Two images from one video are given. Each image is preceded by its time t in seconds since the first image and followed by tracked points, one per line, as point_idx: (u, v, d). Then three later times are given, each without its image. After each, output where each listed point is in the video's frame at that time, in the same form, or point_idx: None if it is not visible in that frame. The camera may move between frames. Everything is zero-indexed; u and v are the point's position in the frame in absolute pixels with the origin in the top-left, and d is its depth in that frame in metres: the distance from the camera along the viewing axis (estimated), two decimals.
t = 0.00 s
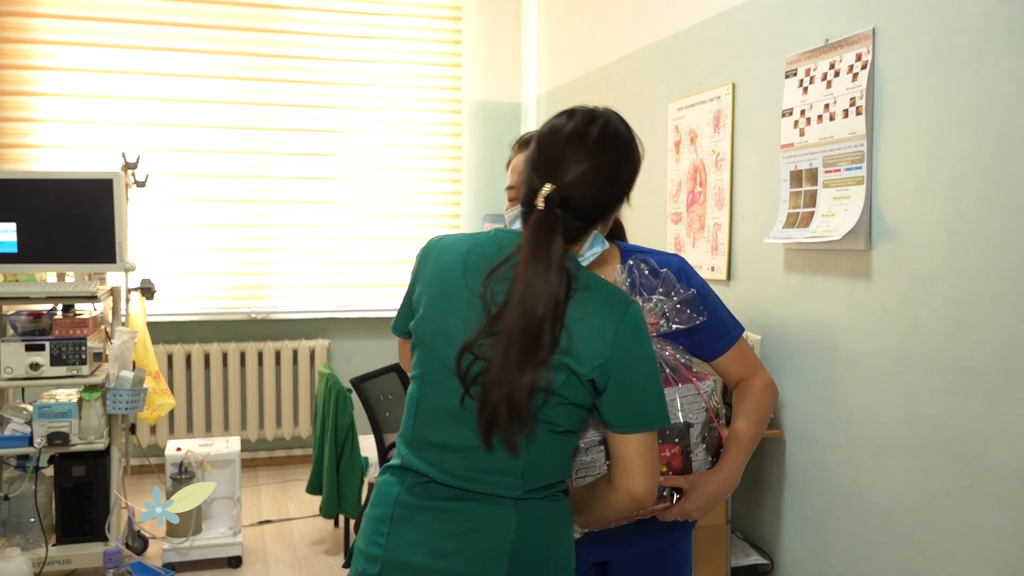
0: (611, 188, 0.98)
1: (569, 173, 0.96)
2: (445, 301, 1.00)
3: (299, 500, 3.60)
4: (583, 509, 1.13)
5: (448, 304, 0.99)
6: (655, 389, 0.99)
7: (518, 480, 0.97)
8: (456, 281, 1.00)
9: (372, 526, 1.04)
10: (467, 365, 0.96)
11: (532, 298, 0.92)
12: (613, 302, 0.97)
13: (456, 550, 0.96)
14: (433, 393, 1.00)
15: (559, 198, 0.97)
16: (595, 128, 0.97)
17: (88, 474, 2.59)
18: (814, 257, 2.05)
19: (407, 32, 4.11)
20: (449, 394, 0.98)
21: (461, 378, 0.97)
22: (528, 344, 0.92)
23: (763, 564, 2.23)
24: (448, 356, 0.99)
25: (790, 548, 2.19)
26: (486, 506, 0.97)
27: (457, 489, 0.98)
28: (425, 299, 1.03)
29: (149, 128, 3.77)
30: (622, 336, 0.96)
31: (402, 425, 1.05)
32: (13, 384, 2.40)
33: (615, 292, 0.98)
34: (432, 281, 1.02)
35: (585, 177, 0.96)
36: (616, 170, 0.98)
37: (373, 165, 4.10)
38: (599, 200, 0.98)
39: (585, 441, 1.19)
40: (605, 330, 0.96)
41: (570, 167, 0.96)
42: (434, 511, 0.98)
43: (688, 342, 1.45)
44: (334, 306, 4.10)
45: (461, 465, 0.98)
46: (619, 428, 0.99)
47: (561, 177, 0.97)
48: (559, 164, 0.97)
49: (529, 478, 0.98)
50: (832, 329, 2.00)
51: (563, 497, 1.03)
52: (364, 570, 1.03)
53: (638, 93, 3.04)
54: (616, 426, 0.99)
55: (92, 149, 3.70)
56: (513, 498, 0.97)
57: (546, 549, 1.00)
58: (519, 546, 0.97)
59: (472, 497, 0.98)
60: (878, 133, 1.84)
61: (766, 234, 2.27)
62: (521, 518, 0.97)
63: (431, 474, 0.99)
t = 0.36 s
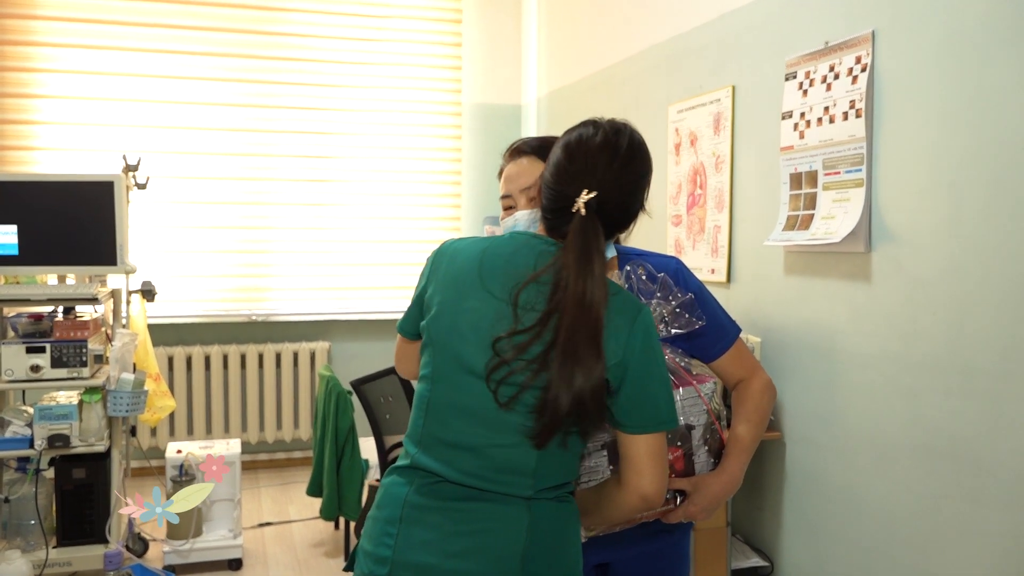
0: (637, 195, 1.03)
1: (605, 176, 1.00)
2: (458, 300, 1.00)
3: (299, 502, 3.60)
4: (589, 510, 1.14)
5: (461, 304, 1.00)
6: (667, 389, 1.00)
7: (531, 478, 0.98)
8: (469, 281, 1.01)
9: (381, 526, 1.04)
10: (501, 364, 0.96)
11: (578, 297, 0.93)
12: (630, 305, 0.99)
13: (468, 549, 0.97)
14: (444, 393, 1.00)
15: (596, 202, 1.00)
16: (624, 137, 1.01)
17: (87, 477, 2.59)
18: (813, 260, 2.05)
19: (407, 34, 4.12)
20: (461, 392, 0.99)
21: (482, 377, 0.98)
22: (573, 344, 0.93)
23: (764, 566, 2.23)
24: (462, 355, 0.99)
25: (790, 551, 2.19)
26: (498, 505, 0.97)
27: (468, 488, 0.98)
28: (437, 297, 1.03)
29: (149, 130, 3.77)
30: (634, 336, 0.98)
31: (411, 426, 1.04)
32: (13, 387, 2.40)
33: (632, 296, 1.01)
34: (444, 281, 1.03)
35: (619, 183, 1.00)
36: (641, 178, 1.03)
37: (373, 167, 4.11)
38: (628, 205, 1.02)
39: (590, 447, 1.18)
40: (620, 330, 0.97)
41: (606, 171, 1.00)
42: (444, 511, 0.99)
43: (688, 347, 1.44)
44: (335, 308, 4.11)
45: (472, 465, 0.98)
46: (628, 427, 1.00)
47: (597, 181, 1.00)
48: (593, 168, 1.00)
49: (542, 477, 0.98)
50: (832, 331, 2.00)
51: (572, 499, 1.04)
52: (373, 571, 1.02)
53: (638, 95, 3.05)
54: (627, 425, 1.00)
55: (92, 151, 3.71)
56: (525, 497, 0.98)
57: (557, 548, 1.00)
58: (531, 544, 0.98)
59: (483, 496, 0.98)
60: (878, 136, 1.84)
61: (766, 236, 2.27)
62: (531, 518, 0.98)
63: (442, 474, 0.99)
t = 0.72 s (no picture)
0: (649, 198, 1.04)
1: (622, 179, 1.00)
2: (469, 299, 1.00)
3: (299, 503, 3.60)
4: (595, 510, 1.14)
5: (472, 303, 1.00)
6: (673, 393, 1.02)
7: (537, 479, 0.97)
8: (480, 280, 1.00)
9: (384, 524, 1.02)
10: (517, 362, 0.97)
11: (609, 299, 0.95)
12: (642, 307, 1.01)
13: (472, 548, 0.96)
14: (453, 392, 1.00)
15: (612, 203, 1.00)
16: (635, 139, 1.03)
17: (88, 477, 2.59)
18: (813, 261, 2.06)
19: (408, 36, 4.12)
20: (470, 391, 0.99)
21: (495, 377, 0.98)
22: (602, 344, 0.95)
23: (763, 567, 2.23)
24: (472, 354, 0.99)
25: (790, 552, 2.19)
26: (504, 504, 0.97)
27: (475, 487, 0.98)
28: (446, 295, 1.03)
29: (149, 132, 3.77)
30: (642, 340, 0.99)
31: (417, 426, 1.04)
32: (14, 388, 2.40)
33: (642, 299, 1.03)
34: (454, 280, 1.03)
35: (634, 186, 1.01)
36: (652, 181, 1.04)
37: (373, 169, 4.11)
38: (642, 208, 1.03)
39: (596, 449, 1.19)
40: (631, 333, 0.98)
41: (622, 175, 1.00)
42: (450, 509, 0.98)
43: (688, 346, 1.45)
44: (335, 310, 4.11)
45: (479, 464, 0.97)
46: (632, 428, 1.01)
47: (613, 183, 1.00)
48: (608, 171, 1.00)
49: (549, 478, 0.98)
50: (831, 333, 2.00)
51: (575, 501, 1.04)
52: (376, 570, 1.01)
53: (638, 97, 3.05)
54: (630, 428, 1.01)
55: (92, 152, 3.71)
56: (531, 497, 0.98)
57: (561, 548, 1.00)
58: (536, 544, 0.97)
59: (489, 495, 0.97)
60: (878, 137, 1.84)
61: (766, 238, 2.27)
62: (536, 518, 0.98)
63: (448, 474, 0.99)
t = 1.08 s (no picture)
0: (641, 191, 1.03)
1: (611, 166, 1.00)
2: (466, 298, 1.00)
3: (298, 502, 3.60)
4: (597, 505, 1.14)
5: (470, 303, 0.99)
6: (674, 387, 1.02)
7: (541, 477, 0.98)
8: (478, 280, 1.00)
9: (387, 524, 1.02)
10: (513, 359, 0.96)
11: (605, 294, 0.95)
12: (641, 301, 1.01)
13: (477, 548, 0.96)
14: (453, 393, 1.00)
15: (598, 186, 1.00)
16: (625, 129, 1.02)
17: (86, 477, 2.59)
18: (811, 259, 2.06)
19: (406, 34, 4.12)
20: (470, 392, 0.98)
21: (493, 376, 0.97)
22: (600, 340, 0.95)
23: (761, 565, 2.23)
24: (471, 355, 0.99)
25: (789, 550, 2.19)
26: (508, 504, 0.97)
27: (478, 487, 0.98)
28: (443, 295, 1.02)
29: (147, 130, 3.77)
30: (642, 336, 0.99)
31: (418, 425, 1.03)
32: (12, 387, 2.40)
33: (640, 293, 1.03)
34: (451, 279, 1.02)
35: (625, 176, 1.01)
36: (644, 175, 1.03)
37: (372, 168, 4.11)
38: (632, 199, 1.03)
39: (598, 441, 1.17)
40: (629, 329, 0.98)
41: (612, 164, 1.00)
42: (453, 509, 0.98)
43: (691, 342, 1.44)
44: (333, 308, 4.11)
45: (481, 464, 0.97)
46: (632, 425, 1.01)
47: (603, 174, 1.00)
48: (599, 156, 1.00)
49: (552, 476, 0.99)
50: (828, 331, 2.00)
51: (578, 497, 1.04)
52: (380, 569, 1.01)
53: (636, 95, 3.05)
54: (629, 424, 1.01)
55: (91, 151, 3.71)
56: (535, 496, 0.98)
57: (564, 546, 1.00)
58: (540, 542, 0.98)
59: (492, 495, 0.97)
60: (876, 135, 1.84)
61: (764, 236, 2.27)
62: (540, 516, 0.98)
63: (450, 474, 0.99)
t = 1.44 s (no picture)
0: (612, 175, 1.02)
1: (577, 140, 0.99)
2: (446, 299, 1.00)
3: (296, 498, 3.60)
4: (599, 493, 1.15)
5: (449, 303, 1.00)
6: (666, 371, 1.01)
7: (542, 477, 0.99)
8: (460, 286, 0.99)
9: (394, 526, 1.04)
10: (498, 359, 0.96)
11: (571, 283, 0.94)
12: (622, 288, 0.99)
13: (483, 549, 0.98)
14: (447, 398, 1.00)
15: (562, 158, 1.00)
16: (595, 107, 1.01)
17: (84, 473, 2.60)
18: (810, 255, 2.06)
19: (404, 30, 4.11)
20: (464, 397, 0.99)
21: (475, 376, 0.98)
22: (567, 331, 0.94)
23: (760, 561, 2.23)
24: (460, 361, 0.98)
25: (788, 546, 2.19)
26: (510, 505, 0.98)
27: (480, 490, 0.99)
28: (428, 301, 1.02)
29: (146, 126, 3.77)
30: (632, 322, 0.98)
31: (418, 428, 1.05)
32: (10, 383, 2.40)
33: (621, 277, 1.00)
34: (433, 286, 1.02)
35: (591, 151, 0.99)
36: (620, 159, 1.02)
37: (371, 164, 4.10)
38: (603, 180, 1.01)
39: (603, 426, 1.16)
40: (616, 318, 0.97)
41: (576, 140, 0.99)
42: (456, 512, 0.99)
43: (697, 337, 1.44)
44: (332, 305, 4.11)
45: (481, 468, 0.99)
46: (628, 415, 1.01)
47: (567, 150, 1.00)
48: (570, 130, 1.00)
49: (553, 475, 1.00)
50: (827, 327, 2.00)
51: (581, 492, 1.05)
52: (388, 570, 1.04)
53: (635, 91, 3.04)
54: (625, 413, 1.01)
55: (89, 146, 3.70)
56: (538, 495, 0.99)
57: (569, 541, 1.02)
58: (545, 539, 0.99)
59: (494, 496, 0.99)
60: (875, 131, 1.84)
61: (763, 232, 2.27)
62: (543, 515, 0.99)
63: (453, 477, 1.00)
